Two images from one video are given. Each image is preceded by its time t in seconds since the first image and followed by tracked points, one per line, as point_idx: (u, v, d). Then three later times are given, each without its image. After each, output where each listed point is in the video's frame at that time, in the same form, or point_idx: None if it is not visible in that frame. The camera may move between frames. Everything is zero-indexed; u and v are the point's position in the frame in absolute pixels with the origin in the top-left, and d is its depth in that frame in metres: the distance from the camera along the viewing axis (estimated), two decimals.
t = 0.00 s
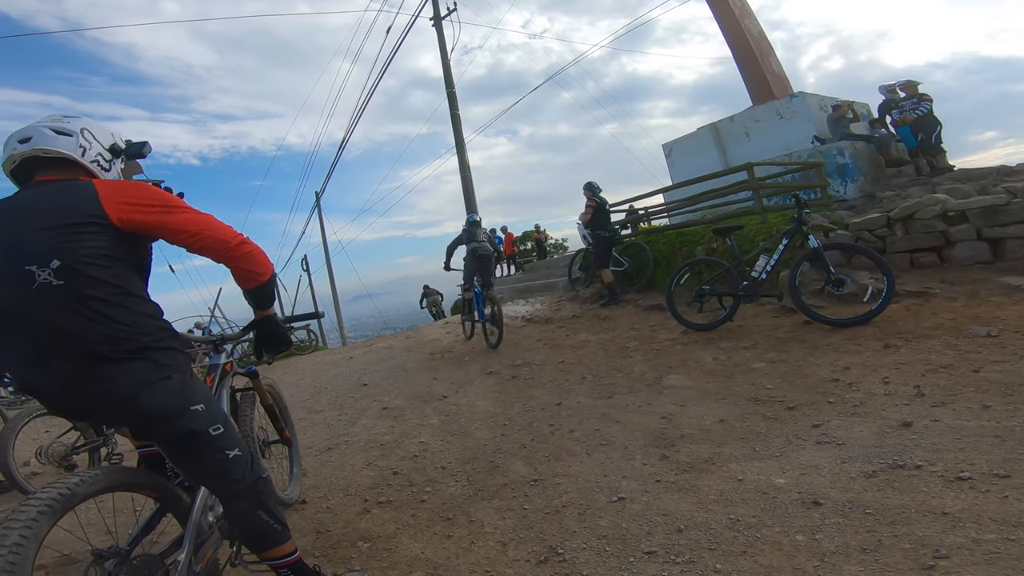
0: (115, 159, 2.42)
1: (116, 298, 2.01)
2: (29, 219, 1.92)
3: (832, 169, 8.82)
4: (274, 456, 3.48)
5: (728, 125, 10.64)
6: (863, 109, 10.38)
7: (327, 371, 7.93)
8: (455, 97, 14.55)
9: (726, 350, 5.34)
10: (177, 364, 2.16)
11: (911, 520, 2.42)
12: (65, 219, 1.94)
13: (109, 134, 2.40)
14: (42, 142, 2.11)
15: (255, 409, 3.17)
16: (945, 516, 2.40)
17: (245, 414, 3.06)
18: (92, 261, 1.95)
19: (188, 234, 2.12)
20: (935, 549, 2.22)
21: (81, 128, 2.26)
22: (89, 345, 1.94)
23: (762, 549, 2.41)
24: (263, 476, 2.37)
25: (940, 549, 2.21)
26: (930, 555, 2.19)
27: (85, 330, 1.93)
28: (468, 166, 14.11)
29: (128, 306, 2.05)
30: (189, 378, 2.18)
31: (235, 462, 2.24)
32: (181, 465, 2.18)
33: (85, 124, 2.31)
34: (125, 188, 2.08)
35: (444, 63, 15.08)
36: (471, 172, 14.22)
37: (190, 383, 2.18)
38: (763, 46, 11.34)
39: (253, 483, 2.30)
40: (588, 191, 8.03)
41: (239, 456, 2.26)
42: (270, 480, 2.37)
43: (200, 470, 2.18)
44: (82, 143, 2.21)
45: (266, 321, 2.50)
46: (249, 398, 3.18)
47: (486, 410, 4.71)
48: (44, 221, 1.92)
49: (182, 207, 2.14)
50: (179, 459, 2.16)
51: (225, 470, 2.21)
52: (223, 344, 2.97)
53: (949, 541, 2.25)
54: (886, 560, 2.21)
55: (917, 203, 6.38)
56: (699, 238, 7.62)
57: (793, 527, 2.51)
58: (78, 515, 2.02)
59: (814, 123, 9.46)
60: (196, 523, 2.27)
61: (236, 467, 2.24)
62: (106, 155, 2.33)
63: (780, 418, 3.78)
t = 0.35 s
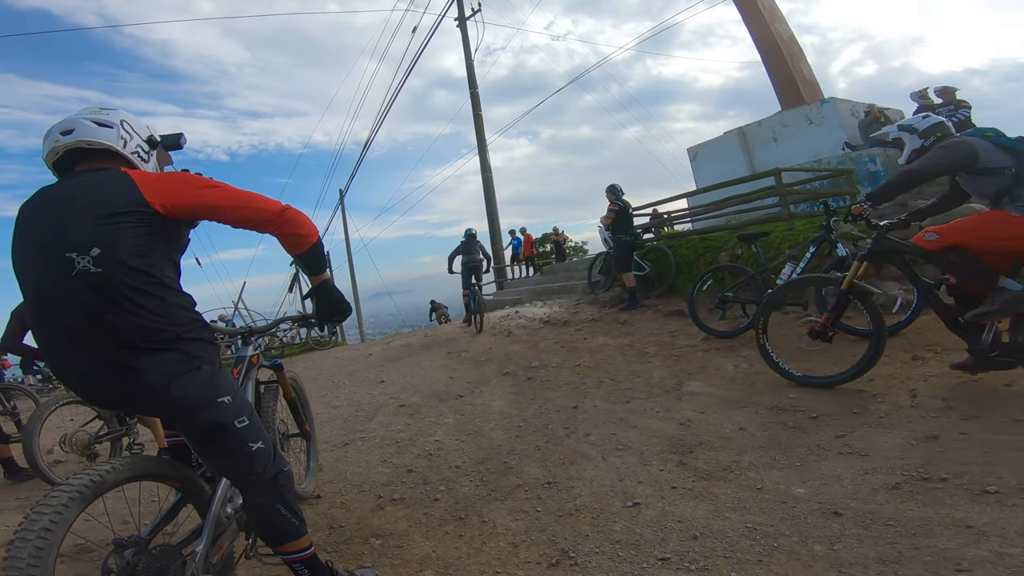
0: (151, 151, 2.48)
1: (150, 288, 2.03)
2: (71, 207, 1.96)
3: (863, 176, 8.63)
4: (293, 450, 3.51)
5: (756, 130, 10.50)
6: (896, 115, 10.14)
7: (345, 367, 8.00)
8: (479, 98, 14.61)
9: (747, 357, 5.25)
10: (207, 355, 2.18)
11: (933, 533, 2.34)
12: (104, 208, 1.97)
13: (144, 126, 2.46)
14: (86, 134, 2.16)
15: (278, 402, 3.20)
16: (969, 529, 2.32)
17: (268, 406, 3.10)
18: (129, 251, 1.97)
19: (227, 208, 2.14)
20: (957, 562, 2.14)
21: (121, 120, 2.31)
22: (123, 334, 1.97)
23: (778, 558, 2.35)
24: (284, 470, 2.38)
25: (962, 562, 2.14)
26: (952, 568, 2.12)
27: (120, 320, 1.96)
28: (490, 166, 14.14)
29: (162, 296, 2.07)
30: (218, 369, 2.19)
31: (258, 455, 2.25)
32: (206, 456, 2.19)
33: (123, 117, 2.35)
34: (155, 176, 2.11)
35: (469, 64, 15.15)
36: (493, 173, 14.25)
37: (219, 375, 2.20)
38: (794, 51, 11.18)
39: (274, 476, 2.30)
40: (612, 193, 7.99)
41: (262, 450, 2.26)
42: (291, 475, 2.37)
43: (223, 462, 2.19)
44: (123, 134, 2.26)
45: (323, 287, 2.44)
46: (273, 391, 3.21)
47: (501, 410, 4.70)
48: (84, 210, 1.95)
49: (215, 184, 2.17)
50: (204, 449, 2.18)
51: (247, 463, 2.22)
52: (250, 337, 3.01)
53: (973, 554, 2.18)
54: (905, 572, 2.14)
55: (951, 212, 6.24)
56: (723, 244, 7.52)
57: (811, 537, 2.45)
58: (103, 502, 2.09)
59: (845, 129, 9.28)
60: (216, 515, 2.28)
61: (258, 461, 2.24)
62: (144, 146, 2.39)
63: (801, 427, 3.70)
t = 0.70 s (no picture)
0: (167, 146, 2.50)
1: (159, 284, 2.04)
2: (84, 201, 1.98)
3: (882, 182, 8.51)
4: (300, 448, 3.52)
5: (773, 134, 10.40)
6: (918, 121, 9.99)
7: (355, 365, 8.03)
8: (493, 99, 14.63)
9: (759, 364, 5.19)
10: (214, 352, 2.19)
11: (944, 544, 2.29)
12: (118, 203, 1.98)
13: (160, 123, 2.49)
14: (103, 128, 2.18)
15: (286, 399, 3.21)
16: (982, 541, 2.27)
17: (276, 403, 3.10)
18: (139, 247, 1.99)
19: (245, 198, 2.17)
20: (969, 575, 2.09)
21: (137, 115, 2.34)
22: (131, 329, 1.98)
23: (785, 567, 2.31)
24: (287, 470, 2.37)
25: None
26: None
27: (129, 315, 1.97)
28: (503, 168, 14.15)
29: (172, 291, 2.08)
30: (225, 367, 2.20)
31: (261, 455, 2.25)
32: (211, 453, 2.20)
33: (140, 112, 2.38)
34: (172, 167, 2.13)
35: (483, 65, 15.18)
36: (506, 174, 14.25)
37: (225, 372, 2.21)
38: (813, 55, 11.06)
39: (277, 476, 2.30)
40: (626, 196, 7.95)
41: (266, 449, 2.27)
42: (294, 475, 2.37)
43: (228, 460, 2.20)
44: (139, 130, 2.29)
45: (341, 268, 2.50)
46: (281, 388, 3.23)
47: (509, 412, 4.68)
48: (96, 205, 1.97)
49: (231, 175, 2.19)
50: (209, 446, 2.18)
51: (251, 461, 2.22)
52: (260, 334, 3.01)
53: (985, 566, 2.12)
54: None
55: (972, 220, 6.12)
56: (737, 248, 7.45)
57: (819, 547, 2.41)
58: (105, 497, 2.09)
59: (864, 134, 9.16)
60: (218, 513, 2.29)
61: (262, 460, 2.24)
62: (159, 142, 2.41)
63: (813, 436, 3.65)
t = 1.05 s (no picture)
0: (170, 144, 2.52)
1: (162, 282, 2.05)
2: (89, 200, 1.99)
3: (890, 184, 8.45)
4: (303, 447, 3.53)
5: (780, 135, 10.36)
6: (927, 123, 9.92)
7: (360, 365, 8.04)
8: (499, 99, 14.63)
9: (764, 366, 5.16)
10: (215, 351, 2.20)
11: (948, 548, 2.27)
12: (122, 202, 2.00)
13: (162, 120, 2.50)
14: (107, 128, 2.20)
15: (288, 398, 3.22)
16: (986, 545, 2.25)
17: (278, 402, 3.11)
18: (142, 246, 2.00)
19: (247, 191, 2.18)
20: None
21: (140, 113, 2.34)
22: (134, 326, 1.99)
23: (787, 570, 2.30)
24: (288, 469, 2.38)
25: None
26: None
27: (132, 314, 1.98)
28: (508, 168, 14.15)
29: (175, 291, 2.10)
30: (226, 366, 2.21)
31: (262, 454, 2.25)
32: (212, 451, 2.21)
33: (142, 109, 2.38)
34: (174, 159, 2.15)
35: (489, 65, 15.19)
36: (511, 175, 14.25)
37: (226, 371, 2.21)
38: (821, 55, 11.01)
39: (277, 475, 2.30)
40: (631, 197, 7.93)
41: (266, 448, 2.27)
42: (295, 473, 2.37)
43: (228, 458, 2.20)
44: (143, 128, 2.30)
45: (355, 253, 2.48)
46: (283, 387, 3.23)
47: (512, 413, 4.67)
48: (101, 203, 1.98)
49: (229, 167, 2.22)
50: (210, 445, 2.19)
51: (251, 460, 2.23)
52: (262, 333, 3.01)
53: (990, 570, 2.10)
54: None
55: (981, 222, 6.07)
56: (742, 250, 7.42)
57: (822, 550, 2.39)
58: (103, 497, 2.07)
59: (872, 136, 9.11)
60: (218, 511, 2.30)
61: (262, 459, 2.25)
62: (162, 139, 2.42)
63: (818, 439, 3.62)
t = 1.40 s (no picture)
0: (150, 140, 2.48)
1: (148, 286, 2.04)
2: (74, 204, 1.98)
3: (882, 183, 8.50)
4: (296, 448, 3.51)
5: (773, 135, 10.40)
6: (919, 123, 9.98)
7: (355, 365, 8.03)
8: (494, 99, 14.62)
9: (758, 366, 5.19)
10: (201, 355, 2.18)
11: (941, 547, 2.29)
12: (107, 207, 1.99)
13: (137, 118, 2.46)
14: (81, 131, 2.18)
15: (279, 400, 3.20)
16: (978, 544, 2.27)
17: (268, 404, 3.10)
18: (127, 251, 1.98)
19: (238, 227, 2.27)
20: None
21: (111, 113, 2.30)
22: (119, 332, 1.97)
23: (781, 569, 2.31)
24: (277, 472, 2.36)
25: None
26: None
27: (118, 319, 1.96)
28: (503, 168, 14.15)
29: (162, 295, 2.08)
30: (212, 369, 2.20)
31: (248, 457, 2.24)
32: (198, 455, 2.19)
33: (112, 110, 2.34)
34: (174, 168, 2.17)
35: (484, 65, 15.18)
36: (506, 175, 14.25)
37: (212, 375, 2.19)
38: (814, 56, 11.05)
39: (265, 478, 2.28)
40: (624, 198, 7.94)
41: (253, 451, 2.26)
42: (283, 477, 2.35)
43: (214, 462, 2.19)
44: (117, 127, 2.27)
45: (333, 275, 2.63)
46: (274, 388, 3.21)
47: (508, 413, 4.68)
48: (86, 208, 1.97)
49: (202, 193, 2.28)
50: (196, 449, 2.18)
51: (237, 464, 2.21)
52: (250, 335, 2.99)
53: (981, 568, 2.13)
54: None
55: (972, 221, 6.12)
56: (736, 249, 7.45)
57: (815, 549, 2.41)
58: (89, 498, 2.07)
59: (864, 136, 9.16)
60: (207, 513, 2.29)
61: (249, 462, 2.23)
62: (140, 137, 2.39)
63: (811, 437, 3.64)
